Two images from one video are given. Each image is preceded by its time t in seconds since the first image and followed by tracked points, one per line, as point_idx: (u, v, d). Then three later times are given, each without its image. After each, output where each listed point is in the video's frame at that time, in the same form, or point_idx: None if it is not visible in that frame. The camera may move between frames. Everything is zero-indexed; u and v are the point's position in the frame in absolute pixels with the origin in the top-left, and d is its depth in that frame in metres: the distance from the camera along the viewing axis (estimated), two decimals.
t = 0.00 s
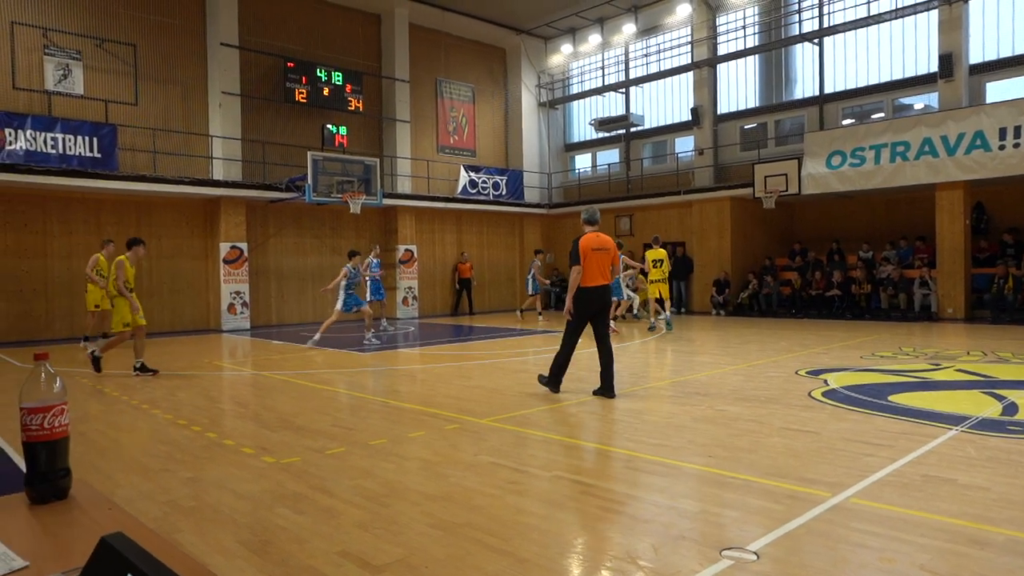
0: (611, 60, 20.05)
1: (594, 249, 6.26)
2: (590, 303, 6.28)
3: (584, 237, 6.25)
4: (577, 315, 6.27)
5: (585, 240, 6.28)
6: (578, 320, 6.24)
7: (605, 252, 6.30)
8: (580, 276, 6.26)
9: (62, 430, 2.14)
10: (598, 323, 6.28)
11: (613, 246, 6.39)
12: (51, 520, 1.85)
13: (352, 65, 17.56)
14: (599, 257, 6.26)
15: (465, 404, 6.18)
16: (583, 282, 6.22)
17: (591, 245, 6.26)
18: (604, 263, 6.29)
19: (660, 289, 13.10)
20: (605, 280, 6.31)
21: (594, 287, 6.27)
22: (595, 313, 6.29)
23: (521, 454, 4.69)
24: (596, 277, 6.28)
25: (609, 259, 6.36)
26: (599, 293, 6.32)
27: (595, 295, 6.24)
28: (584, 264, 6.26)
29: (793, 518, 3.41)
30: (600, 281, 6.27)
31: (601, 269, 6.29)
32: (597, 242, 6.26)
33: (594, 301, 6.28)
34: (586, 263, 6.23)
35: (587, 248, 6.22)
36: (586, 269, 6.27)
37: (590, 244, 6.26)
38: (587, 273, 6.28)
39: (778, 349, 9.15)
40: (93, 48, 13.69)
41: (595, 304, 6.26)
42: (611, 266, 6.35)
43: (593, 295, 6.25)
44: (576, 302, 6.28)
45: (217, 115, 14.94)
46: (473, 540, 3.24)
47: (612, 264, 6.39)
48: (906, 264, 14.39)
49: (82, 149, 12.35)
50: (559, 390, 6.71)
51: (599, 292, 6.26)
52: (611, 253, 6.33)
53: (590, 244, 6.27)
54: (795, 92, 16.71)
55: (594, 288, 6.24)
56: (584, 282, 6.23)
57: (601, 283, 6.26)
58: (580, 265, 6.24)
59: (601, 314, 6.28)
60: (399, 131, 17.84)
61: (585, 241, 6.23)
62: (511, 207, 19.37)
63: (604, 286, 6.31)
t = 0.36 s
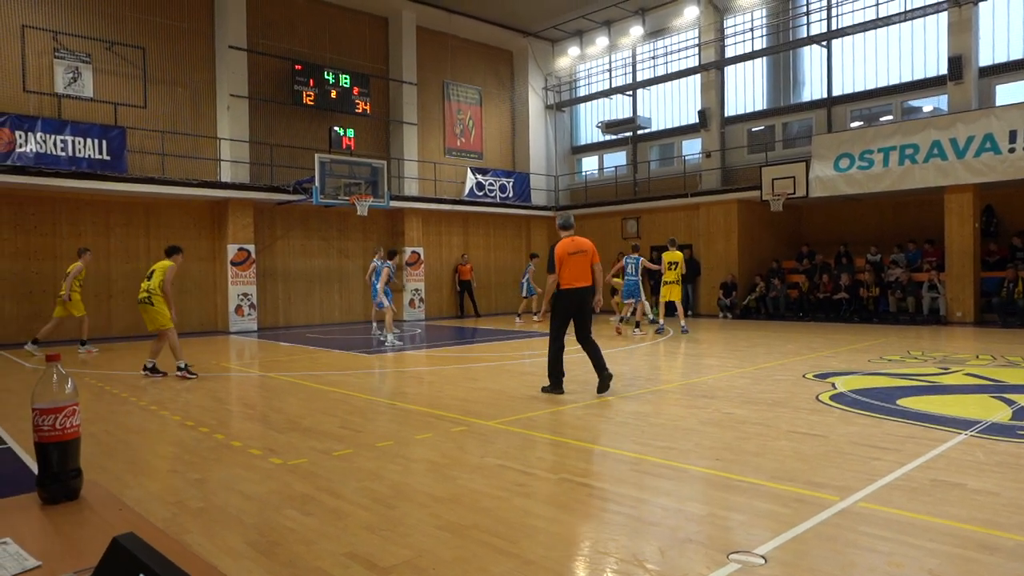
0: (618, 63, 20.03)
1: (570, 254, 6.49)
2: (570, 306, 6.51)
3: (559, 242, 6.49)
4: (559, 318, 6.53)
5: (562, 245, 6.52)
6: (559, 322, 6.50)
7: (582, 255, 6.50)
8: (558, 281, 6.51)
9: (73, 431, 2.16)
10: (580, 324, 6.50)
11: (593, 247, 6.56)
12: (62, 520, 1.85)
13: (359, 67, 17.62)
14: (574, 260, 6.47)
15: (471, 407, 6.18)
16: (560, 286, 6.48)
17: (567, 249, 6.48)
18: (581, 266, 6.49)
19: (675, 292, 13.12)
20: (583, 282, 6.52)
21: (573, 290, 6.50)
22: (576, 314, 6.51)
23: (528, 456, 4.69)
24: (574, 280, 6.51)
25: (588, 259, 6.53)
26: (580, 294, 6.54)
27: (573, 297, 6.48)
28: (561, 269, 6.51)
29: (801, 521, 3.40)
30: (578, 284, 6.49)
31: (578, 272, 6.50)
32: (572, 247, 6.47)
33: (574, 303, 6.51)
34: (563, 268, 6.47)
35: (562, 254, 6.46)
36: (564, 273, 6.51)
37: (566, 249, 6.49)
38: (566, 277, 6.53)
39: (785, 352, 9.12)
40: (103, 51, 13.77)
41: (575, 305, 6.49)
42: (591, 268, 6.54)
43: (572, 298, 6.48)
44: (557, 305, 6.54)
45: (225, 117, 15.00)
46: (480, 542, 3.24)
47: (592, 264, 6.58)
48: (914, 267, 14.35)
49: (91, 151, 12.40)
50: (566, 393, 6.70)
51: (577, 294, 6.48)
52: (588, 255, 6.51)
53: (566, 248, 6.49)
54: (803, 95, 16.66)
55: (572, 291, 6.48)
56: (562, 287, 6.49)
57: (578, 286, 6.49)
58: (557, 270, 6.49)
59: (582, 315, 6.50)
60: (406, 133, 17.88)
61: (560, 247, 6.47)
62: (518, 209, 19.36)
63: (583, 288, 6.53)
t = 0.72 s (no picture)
0: (628, 64, 19.99)
1: (574, 252, 6.52)
2: (573, 304, 6.51)
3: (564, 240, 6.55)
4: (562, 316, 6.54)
5: (566, 244, 6.57)
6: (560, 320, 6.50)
7: (587, 254, 6.53)
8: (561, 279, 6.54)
9: (88, 430, 2.18)
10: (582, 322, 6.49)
11: (597, 247, 6.56)
12: (78, 518, 1.87)
13: (370, 69, 17.67)
14: (579, 258, 6.50)
15: (481, 408, 6.18)
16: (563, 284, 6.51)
17: (571, 248, 6.52)
18: (585, 265, 6.50)
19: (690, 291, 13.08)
20: (587, 281, 6.52)
21: (576, 288, 6.51)
22: (579, 313, 6.52)
23: (537, 457, 4.69)
24: (578, 279, 6.51)
25: (593, 258, 6.53)
26: (583, 294, 6.54)
27: (575, 295, 6.49)
28: (565, 267, 6.54)
29: (813, 525, 3.38)
30: (581, 282, 6.50)
31: (582, 270, 6.52)
32: (576, 246, 6.51)
33: (577, 302, 6.50)
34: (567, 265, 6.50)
35: (566, 251, 6.50)
36: (568, 271, 6.53)
37: (570, 248, 6.52)
38: (569, 276, 6.54)
39: (796, 354, 9.07)
40: (116, 53, 13.88)
41: (577, 304, 6.49)
42: (596, 267, 6.55)
43: (575, 297, 6.49)
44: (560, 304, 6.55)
45: (237, 119, 15.09)
46: (491, 543, 3.24)
47: (597, 264, 6.58)
48: (927, 270, 14.31)
49: (104, 153, 12.49)
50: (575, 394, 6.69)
51: (581, 292, 6.49)
52: (593, 254, 6.53)
53: (568, 247, 6.53)
54: (814, 96, 16.59)
55: (575, 289, 6.48)
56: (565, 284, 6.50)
57: (581, 284, 6.49)
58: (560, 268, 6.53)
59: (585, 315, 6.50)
60: (416, 134, 17.92)
61: (564, 245, 6.52)
62: (527, 210, 19.35)
63: (587, 287, 6.52)
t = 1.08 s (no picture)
0: (642, 65, 19.93)
1: (588, 253, 6.48)
2: (585, 306, 6.49)
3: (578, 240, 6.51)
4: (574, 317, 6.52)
5: (580, 245, 6.53)
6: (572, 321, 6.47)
7: (600, 256, 6.52)
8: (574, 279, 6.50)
9: (108, 429, 2.20)
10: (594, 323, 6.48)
11: (609, 249, 6.56)
12: (98, 516, 1.88)
13: (383, 70, 17.73)
14: (593, 260, 6.48)
15: (494, 409, 6.18)
16: (575, 284, 6.47)
17: (585, 249, 6.49)
18: (598, 267, 6.48)
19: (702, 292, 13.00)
20: (599, 282, 6.51)
21: (588, 290, 6.49)
22: (591, 315, 6.50)
23: (550, 458, 4.69)
24: (590, 280, 6.49)
25: (605, 260, 6.53)
26: (595, 295, 6.53)
27: (588, 297, 6.48)
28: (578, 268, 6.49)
29: (829, 528, 3.35)
30: (594, 283, 6.49)
31: (595, 272, 6.50)
32: (590, 247, 6.49)
33: (589, 304, 6.49)
34: (580, 266, 6.46)
35: (580, 252, 6.45)
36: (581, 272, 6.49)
37: (584, 249, 6.49)
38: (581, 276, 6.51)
39: (810, 356, 9.01)
40: (133, 56, 14.02)
41: (589, 305, 6.48)
42: (608, 269, 6.55)
43: (587, 298, 6.47)
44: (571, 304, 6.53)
45: (251, 121, 15.19)
46: (505, 544, 3.24)
47: (608, 266, 6.58)
48: (944, 271, 14.19)
49: (121, 154, 12.62)
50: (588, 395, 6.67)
51: (594, 294, 6.47)
52: (605, 256, 6.52)
53: (582, 248, 6.49)
54: (829, 97, 16.48)
55: (587, 291, 6.46)
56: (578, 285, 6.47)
57: (594, 285, 6.47)
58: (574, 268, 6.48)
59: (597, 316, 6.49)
60: (429, 135, 17.96)
61: (578, 245, 6.48)
62: (540, 211, 19.34)
63: (598, 289, 6.51)
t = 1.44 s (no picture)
0: (651, 64, 19.88)
1: (595, 253, 6.48)
2: (594, 305, 6.48)
3: (585, 240, 6.51)
4: (582, 316, 6.51)
5: (588, 244, 6.53)
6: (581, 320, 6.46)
7: (608, 255, 6.52)
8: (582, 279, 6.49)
9: (120, 428, 2.22)
10: (603, 323, 6.47)
11: (617, 248, 6.56)
12: (110, 515, 1.89)
13: (392, 70, 17.77)
14: (602, 259, 6.47)
15: (502, 408, 6.18)
16: (584, 284, 6.46)
17: (593, 249, 6.49)
18: (606, 266, 6.48)
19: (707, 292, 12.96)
20: (607, 282, 6.50)
21: (597, 289, 6.48)
22: (600, 314, 6.49)
23: (559, 458, 4.68)
24: (599, 280, 6.48)
25: (612, 260, 6.53)
26: (603, 295, 6.52)
27: (597, 296, 6.46)
28: (586, 268, 6.49)
29: (840, 529, 3.33)
30: (603, 283, 6.48)
31: (603, 271, 6.49)
32: (598, 246, 6.49)
33: (598, 303, 6.48)
34: (589, 266, 6.45)
35: (588, 251, 6.45)
36: (589, 272, 6.48)
37: (592, 249, 6.49)
38: (590, 276, 6.50)
39: (821, 356, 8.95)
40: (143, 57, 14.11)
41: (598, 305, 6.47)
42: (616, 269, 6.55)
43: (596, 297, 6.46)
44: (579, 305, 6.52)
45: (260, 121, 15.25)
46: (514, 544, 3.23)
47: (616, 266, 6.58)
48: (955, 271, 14.03)
49: (132, 155, 12.71)
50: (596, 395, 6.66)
51: (603, 294, 6.46)
52: (613, 256, 6.52)
53: (590, 248, 6.49)
54: (839, 96, 16.40)
55: (596, 290, 6.45)
56: (586, 285, 6.46)
57: (603, 285, 6.46)
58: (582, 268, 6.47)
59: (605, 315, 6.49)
60: (438, 135, 17.99)
61: (586, 245, 6.48)
62: (549, 211, 19.32)
63: (607, 288, 6.50)
